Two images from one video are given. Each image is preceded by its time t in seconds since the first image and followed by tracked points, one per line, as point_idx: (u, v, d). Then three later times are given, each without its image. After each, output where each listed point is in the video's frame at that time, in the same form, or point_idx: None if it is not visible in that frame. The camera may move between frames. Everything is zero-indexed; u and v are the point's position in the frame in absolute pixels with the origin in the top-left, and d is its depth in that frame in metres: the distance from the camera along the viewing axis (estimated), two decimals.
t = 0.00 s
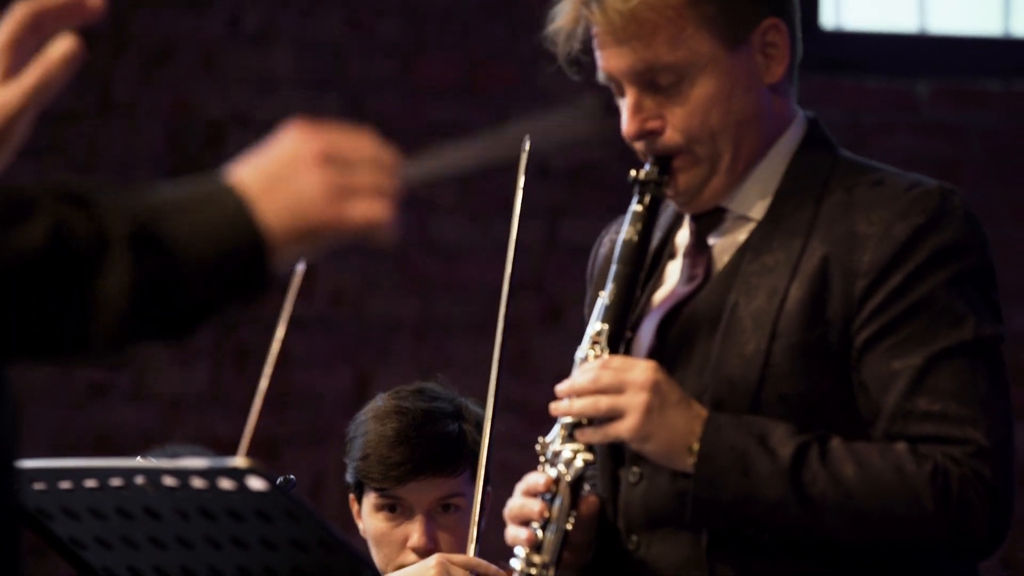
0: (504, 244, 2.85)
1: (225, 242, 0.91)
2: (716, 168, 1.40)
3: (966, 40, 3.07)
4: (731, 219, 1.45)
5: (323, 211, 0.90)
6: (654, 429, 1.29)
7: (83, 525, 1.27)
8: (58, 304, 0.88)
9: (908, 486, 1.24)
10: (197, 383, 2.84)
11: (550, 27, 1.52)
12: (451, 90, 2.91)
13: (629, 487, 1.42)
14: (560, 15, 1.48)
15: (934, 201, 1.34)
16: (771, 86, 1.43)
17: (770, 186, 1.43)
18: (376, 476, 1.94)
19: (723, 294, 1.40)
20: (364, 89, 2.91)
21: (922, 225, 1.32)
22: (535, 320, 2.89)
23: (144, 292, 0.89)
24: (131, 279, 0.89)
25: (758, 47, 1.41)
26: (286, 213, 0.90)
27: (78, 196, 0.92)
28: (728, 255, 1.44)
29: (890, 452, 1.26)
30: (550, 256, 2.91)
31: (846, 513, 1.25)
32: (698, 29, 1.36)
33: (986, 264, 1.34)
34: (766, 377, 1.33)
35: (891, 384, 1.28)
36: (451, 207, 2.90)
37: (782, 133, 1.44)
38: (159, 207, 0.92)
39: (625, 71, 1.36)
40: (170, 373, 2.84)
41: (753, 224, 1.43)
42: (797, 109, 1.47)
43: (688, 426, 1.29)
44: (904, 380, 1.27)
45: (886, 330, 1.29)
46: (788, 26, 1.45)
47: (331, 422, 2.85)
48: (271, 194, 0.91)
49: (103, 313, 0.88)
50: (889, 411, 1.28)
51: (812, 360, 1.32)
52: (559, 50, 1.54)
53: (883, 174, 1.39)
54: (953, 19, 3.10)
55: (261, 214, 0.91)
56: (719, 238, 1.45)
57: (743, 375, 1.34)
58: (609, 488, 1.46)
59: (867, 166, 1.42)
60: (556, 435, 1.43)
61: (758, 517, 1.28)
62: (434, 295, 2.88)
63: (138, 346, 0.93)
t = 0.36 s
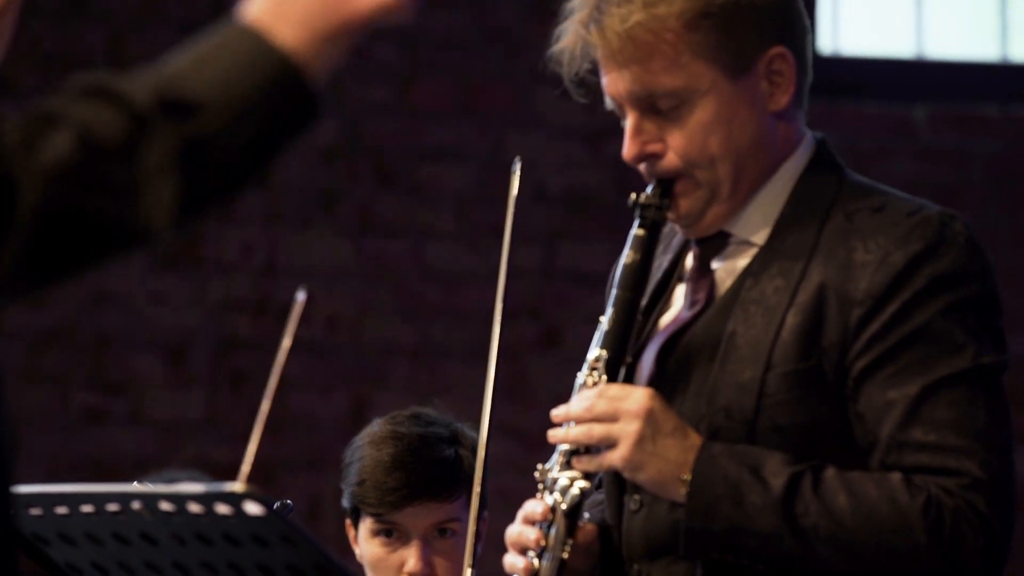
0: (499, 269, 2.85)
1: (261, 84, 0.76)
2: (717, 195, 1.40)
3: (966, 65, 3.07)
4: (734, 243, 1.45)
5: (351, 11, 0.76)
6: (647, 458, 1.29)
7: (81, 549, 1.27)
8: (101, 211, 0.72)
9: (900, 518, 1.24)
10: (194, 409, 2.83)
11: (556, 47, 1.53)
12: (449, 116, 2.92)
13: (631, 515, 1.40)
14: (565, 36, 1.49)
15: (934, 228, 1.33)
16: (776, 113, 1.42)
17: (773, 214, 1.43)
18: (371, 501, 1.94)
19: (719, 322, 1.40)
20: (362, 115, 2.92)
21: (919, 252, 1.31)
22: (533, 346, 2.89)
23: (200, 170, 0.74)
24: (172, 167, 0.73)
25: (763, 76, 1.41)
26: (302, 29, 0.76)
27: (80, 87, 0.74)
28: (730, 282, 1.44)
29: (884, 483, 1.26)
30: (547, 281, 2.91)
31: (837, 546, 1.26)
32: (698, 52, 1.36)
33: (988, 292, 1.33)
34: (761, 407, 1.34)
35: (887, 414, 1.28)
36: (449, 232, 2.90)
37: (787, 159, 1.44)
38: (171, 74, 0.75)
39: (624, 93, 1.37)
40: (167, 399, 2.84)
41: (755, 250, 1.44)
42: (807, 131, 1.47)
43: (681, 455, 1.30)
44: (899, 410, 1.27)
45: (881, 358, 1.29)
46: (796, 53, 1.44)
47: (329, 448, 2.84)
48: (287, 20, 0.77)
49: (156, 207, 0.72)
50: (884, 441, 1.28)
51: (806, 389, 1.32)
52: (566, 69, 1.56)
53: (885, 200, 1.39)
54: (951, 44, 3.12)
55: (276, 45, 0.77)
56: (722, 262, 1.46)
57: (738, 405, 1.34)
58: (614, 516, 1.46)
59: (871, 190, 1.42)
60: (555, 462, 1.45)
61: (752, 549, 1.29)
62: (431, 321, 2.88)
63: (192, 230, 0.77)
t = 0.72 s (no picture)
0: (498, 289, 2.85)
1: (280, 104, 0.71)
2: (709, 216, 1.40)
3: (965, 86, 3.08)
4: (726, 263, 1.45)
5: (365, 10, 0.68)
6: (640, 480, 1.28)
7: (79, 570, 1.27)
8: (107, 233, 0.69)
9: (896, 545, 1.23)
10: (193, 430, 2.83)
11: (547, 64, 1.53)
12: (448, 137, 2.93)
13: (621, 535, 1.40)
14: (556, 53, 1.49)
15: (928, 250, 1.33)
16: (768, 134, 1.42)
17: (765, 236, 1.43)
18: (371, 521, 1.93)
19: (711, 343, 1.40)
20: (362, 136, 2.92)
21: (914, 275, 1.31)
22: (531, 366, 2.89)
23: (208, 197, 0.70)
24: (175, 192, 0.70)
25: (756, 97, 1.41)
26: (310, 41, 0.70)
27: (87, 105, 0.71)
28: (722, 302, 1.43)
29: (879, 508, 1.25)
30: (546, 301, 2.90)
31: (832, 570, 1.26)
32: (690, 71, 1.37)
33: (983, 314, 1.33)
34: (754, 429, 1.33)
35: (882, 439, 1.27)
36: (448, 253, 2.90)
37: (779, 180, 1.44)
38: (179, 88, 0.71)
39: (616, 112, 1.38)
40: (166, 419, 2.83)
41: (748, 270, 1.43)
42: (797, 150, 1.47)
43: (676, 478, 1.29)
44: (894, 435, 1.26)
45: (876, 382, 1.28)
46: (789, 74, 1.44)
47: (327, 469, 2.84)
48: (293, 21, 0.70)
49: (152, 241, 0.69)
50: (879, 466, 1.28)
51: (800, 412, 1.32)
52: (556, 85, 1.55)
53: (879, 222, 1.39)
54: (950, 64, 3.12)
55: (294, 62, 0.71)
56: (713, 282, 1.45)
57: (732, 426, 1.34)
58: (605, 535, 1.45)
59: (865, 212, 1.41)
60: (546, 483, 1.44)
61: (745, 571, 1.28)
62: (430, 341, 2.88)
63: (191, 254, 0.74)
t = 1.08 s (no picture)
0: (500, 307, 2.85)
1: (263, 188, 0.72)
2: (715, 233, 1.40)
3: (968, 103, 3.09)
4: (732, 280, 1.45)
5: (359, 262, 0.90)
6: (648, 497, 1.28)
7: None
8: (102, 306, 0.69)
9: (906, 562, 1.22)
10: (194, 447, 2.83)
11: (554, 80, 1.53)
12: (450, 154, 2.92)
13: (627, 552, 1.40)
14: (563, 69, 1.49)
15: (936, 267, 1.32)
16: (774, 151, 1.42)
17: (772, 253, 1.43)
18: (374, 535, 1.92)
19: (720, 360, 1.40)
20: (364, 152, 2.91)
21: (923, 292, 1.30)
22: (534, 383, 2.89)
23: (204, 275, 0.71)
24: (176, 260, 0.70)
25: (763, 114, 1.41)
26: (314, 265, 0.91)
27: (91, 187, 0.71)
28: (728, 319, 1.43)
29: (889, 526, 1.24)
30: (549, 318, 2.90)
31: None
32: (697, 88, 1.37)
33: (992, 331, 1.32)
34: (762, 446, 1.32)
35: (891, 456, 1.26)
36: (450, 270, 2.90)
37: (785, 198, 1.44)
38: (195, 270, 0.95)
39: (623, 128, 1.39)
40: (167, 437, 2.83)
41: (755, 287, 1.43)
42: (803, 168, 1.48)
43: (685, 495, 1.29)
44: (903, 453, 1.25)
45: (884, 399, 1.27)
46: (796, 91, 1.44)
47: (330, 486, 2.83)
48: (305, 241, 0.91)
49: (150, 371, 0.95)
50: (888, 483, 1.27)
51: (808, 429, 1.31)
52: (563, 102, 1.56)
53: (886, 239, 1.38)
54: (953, 81, 3.13)
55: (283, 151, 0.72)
56: (720, 298, 1.45)
57: (739, 443, 1.33)
58: (611, 552, 1.45)
59: (872, 229, 1.41)
60: (554, 499, 1.44)
61: None
62: (432, 358, 2.88)
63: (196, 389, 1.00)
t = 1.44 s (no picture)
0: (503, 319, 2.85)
1: None
2: (719, 243, 1.40)
3: (973, 115, 3.08)
4: (736, 291, 1.45)
5: None
6: (650, 505, 1.28)
7: None
8: (195, 82, 0.69)
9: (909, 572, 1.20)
10: (197, 459, 2.82)
11: (558, 91, 1.54)
12: (453, 167, 2.93)
13: (629, 563, 1.40)
14: (567, 80, 1.49)
15: (940, 277, 1.31)
16: (779, 159, 1.42)
17: (776, 264, 1.43)
18: (377, 549, 1.92)
19: (723, 371, 1.39)
20: (365, 167, 2.93)
21: (927, 302, 1.29)
22: (538, 396, 2.89)
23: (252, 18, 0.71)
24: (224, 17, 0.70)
25: (767, 121, 1.41)
26: None
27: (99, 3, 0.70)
28: (733, 329, 1.43)
29: (893, 536, 1.22)
30: (551, 331, 2.90)
31: None
32: (701, 97, 1.37)
33: (997, 343, 1.31)
34: (765, 456, 1.31)
35: (894, 466, 1.25)
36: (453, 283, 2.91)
37: (790, 208, 1.44)
38: None
39: (628, 138, 1.39)
40: (169, 449, 2.83)
41: (758, 298, 1.43)
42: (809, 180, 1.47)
43: (689, 503, 1.29)
44: (907, 462, 1.24)
45: (887, 409, 1.26)
46: (801, 101, 1.44)
47: (332, 499, 2.83)
48: None
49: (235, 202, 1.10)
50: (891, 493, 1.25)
51: (812, 439, 1.30)
52: (567, 112, 1.56)
53: (890, 250, 1.37)
54: (956, 93, 3.13)
55: None
56: (724, 309, 1.45)
57: (743, 452, 1.32)
58: (613, 565, 1.44)
59: (877, 241, 1.40)
60: (558, 508, 1.44)
61: None
62: (434, 371, 2.87)
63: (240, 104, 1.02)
